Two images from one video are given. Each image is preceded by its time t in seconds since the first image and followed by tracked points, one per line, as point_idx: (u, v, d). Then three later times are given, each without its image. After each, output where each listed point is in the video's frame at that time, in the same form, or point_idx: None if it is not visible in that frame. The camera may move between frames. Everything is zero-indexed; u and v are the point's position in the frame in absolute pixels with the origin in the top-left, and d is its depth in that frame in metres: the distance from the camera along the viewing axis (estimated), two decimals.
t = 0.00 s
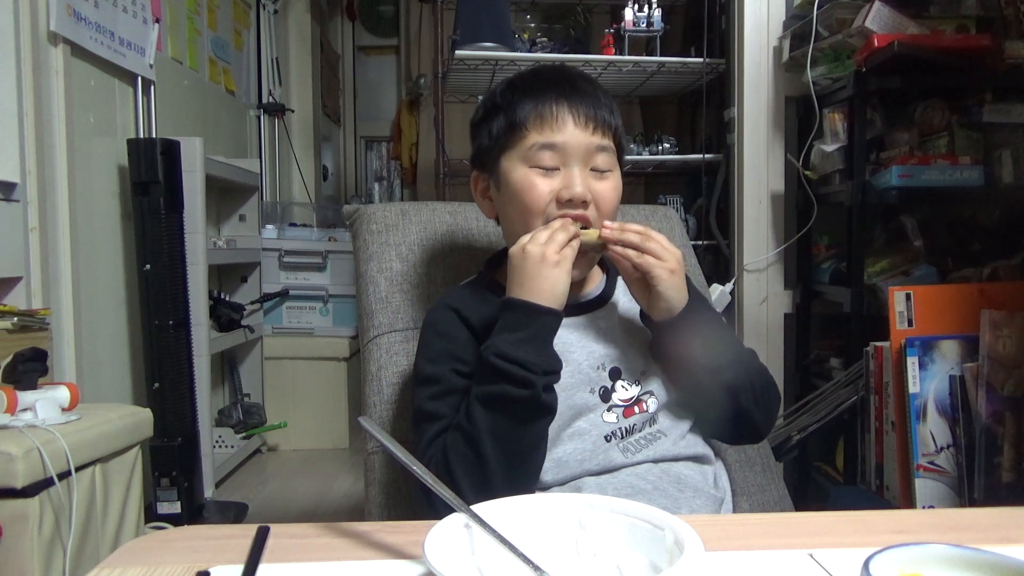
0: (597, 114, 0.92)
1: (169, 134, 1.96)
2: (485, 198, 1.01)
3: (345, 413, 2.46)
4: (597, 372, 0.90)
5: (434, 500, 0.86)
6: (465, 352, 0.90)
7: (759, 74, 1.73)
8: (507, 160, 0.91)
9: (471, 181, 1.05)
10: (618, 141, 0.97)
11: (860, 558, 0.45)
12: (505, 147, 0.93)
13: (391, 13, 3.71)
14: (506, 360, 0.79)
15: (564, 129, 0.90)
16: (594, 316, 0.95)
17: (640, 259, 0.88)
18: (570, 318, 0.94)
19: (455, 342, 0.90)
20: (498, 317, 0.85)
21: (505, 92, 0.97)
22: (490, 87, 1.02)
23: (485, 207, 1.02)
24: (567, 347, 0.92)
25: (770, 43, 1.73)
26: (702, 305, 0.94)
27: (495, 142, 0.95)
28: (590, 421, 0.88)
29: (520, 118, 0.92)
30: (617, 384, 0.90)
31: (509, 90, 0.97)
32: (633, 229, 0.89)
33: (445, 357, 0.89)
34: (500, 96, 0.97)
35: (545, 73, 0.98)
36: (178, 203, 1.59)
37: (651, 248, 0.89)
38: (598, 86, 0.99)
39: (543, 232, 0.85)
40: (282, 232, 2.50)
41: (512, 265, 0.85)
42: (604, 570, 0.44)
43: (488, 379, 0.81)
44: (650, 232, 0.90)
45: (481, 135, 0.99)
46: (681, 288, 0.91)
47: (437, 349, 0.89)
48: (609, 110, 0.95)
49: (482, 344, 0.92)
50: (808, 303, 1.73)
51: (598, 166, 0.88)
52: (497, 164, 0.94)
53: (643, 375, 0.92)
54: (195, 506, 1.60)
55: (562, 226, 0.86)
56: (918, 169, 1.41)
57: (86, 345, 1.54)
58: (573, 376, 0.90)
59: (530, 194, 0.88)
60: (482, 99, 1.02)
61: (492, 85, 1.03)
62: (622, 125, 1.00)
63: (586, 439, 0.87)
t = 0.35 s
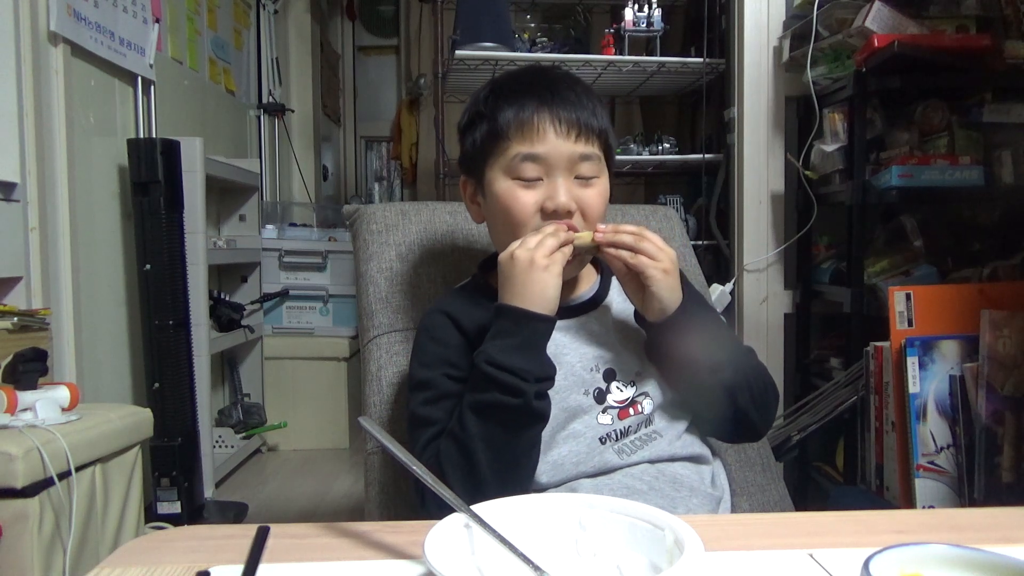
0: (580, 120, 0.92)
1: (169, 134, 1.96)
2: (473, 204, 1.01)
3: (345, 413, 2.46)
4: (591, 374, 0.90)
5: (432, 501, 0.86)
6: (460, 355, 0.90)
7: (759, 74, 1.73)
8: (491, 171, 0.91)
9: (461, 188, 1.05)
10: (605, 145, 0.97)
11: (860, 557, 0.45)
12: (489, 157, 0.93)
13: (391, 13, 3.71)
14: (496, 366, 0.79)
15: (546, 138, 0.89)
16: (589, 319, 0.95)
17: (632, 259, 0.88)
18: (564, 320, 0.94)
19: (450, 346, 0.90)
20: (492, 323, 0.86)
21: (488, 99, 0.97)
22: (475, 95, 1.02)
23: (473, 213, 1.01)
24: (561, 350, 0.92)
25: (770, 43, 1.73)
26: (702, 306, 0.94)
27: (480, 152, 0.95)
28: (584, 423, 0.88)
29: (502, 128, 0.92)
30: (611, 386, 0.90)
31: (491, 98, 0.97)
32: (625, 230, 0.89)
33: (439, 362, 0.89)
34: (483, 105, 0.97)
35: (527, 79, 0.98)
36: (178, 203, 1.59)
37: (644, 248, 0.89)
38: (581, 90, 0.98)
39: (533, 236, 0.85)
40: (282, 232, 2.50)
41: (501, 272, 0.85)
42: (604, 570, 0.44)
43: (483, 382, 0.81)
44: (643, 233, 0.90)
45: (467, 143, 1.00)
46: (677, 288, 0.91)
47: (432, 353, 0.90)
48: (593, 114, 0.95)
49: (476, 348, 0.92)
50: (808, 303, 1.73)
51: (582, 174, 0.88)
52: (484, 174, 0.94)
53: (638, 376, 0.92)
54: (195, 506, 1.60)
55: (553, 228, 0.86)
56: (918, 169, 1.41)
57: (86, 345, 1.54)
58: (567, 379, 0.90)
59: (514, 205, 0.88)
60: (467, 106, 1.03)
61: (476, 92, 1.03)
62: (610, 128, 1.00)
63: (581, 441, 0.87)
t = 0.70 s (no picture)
0: (569, 117, 0.92)
1: (169, 134, 1.96)
2: (470, 207, 1.01)
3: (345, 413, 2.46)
4: (590, 375, 0.91)
5: (431, 502, 0.86)
6: (460, 356, 0.90)
7: (759, 74, 1.73)
8: (484, 173, 0.91)
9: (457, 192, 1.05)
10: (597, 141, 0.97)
11: (860, 557, 0.45)
12: (482, 158, 0.93)
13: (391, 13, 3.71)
14: (493, 369, 0.80)
15: (535, 136, 0.89)
16: (587, 321, 0.96)
17: (627, 267, 0.88)
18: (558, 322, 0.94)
19: (449, 347, 0.90)
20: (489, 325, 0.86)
21: (477, 102, 0.97)
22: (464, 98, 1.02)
23: (471, 216, 1.02)
24: (558, 351, 0.92)
25: (770, 44, 1.73)
26: (702, 307, 0.95)
27: (473, 153, 0.95)
28: (583, 424, 0.88)
29: (491, 129, 0.92)
30: (610, 388, 0.90)
31: (480, 99, 0.97)
32: (622, 237, 0.89)
33: (437, 363, 0.89)
34: (473, 107, 0.98)
35: (515, 79, 0.98)
36: (178, 203, 1.59)
37: (641, 257, 0.89)
38: (569, 86, 0.98)
39: (527, 239, 0.85)
40: (282, 232, 2.50)
41: (496, 275, 0.85)
42: (604, 570, 0.44)
43: (481, 383, 0.81)
44: (641, 242, 0.90)
45: (460, 146, 1.00)
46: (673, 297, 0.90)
47: (431, 354, 0.90)
48: (583, 111, 0.95)
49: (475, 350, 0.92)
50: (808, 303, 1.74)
51: (574, 170, 0.88)
52: (477, 176, 0.94)
53: (637, 378, 0.92)
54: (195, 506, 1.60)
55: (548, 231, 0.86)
56: (918, 169, 1.41)
57: (87, 345, 1.54)
58: (565, 381, 0.90)
59: (507, 204, 0.88)
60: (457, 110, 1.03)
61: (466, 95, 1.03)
62: (601, 124, 1.00)
63: (580, 442, 0.87)
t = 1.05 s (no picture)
0: (565, 118, 0.92)
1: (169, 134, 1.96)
2: (467, 208, 1.01)
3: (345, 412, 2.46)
4: (589, 373, 0.91)
5: (430, 502, 0.86)
6: (458, 356, 0.90)
7: (759, 74, 1.73)
8: (481, 174, 0.91)
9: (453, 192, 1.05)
10: (593, 142, 0.97)
11: (860, 557, 0.45)
12: (480, 159, 0.93)
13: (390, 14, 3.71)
14: (489, 362, 0.80)
15: (533, 137, 0.89)
16: (587, 320, 0.96)
17: (625, 267, 0.88)
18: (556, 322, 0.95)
19: (448, 347, 0.90)
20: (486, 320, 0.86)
21: (475, 102, 0.97)
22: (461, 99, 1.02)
23: (468, 217, 1.01)
24: (556, 350, 0.93)
25: (771, 43, 1.73)
26: (700, 308, 0.95)
27: (470, 154, 0.95)
28: (583, 423, 0.88)
29: (489, 130, 0.92)
30: (609, 387, 0.91)
31: (477, 101, 0.97)
32: (620, 238, 0.89)
33: (436, 363, 0.89)
34: (469, 109, 0.97)
35: (511, 80, 0.98)
36: (178, 203, 1.59)
37: (639, 258, 0.89)
38: (566, 88, 0.98)
39: (525, 236, 0.85)
40: (282, 232, 2.50)
41: (493, 272, 0.86)
42: (603, 570, 0.44)
43: (481, 383, 0.81)
44: (640, 243, 0.90)
45: (457, 146, 1.00)
46: (672, 298, 0.90)
47: (430, 354, 0.89)
48: (579, 112, 0.95)
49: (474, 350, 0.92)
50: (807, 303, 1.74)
51: (571, 172, 0.88)
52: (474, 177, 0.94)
53: (636, 377, 0.92)
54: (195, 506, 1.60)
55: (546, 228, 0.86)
56: (918, 169, 1.41)
57: (87, 345, 1.54)
58: (564, 380, 0.90)
59: (506, 205, 0.88)
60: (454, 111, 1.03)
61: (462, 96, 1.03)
62: (597, 126, 1.00)
63: (579, 441, 0.87)
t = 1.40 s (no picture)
0: (563, 121, 0.92)
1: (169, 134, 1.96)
2: (466, 211, 1.01)
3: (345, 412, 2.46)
4: (588, 375, 0.91)
5: (430, 503, 0.86)
6: (458, 358, 0.90)
7: (759, 74, 1.73)
8: (480, 180, 0.91)
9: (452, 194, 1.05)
10: (591, 143, 0.97)
11: (860, 557, 0.45)
12: (478, 165, 0.93)
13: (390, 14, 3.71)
14: (490, 367, 0.80)
15: (531, 142, 0.89)
16: (586, 322, 0.96)
17: (627, 268, 0.88)
18: (558, 323, 0.95)
19: (448, 349, 0.90)
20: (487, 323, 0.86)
21: (471, 106, 0.97)
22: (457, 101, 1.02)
23: (467, 220, 1.02)
24: (556, 353, 0.93)
25: (771, 43, 1.73)
26: (699, 308, 0.95)
27: (468, 159, 0.95)
28: (582, 425, 0.88)
29: (486, 136, 0.92)
30: (609, 388, 0.91)
31: (473, 104, 0.97)
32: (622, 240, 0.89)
33: (436, 364, 0.89)
34: (466, 112, 0.97)
35: (508, 83, 0.98)
36: (178, 203, 1.59)
37: (640, 260, 0.88)
38: (563, 89, 0.98)
39: (526, 240, 0.85)
40: (282, 232, 2.51)
41: (494, 275, 0.86)
42: (604, 570, 0.44)
43: (481, 384, 0.81)
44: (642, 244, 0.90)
45: (454, 150, 0.99)
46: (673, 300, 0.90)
47: (429, 355, 0.89)
48: (577, 114, 0.95)
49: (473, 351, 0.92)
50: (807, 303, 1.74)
51: (570, 176, 0.88)
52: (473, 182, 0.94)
53: (635, 379, 0.92)
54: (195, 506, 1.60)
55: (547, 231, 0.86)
56: (918, 169, 1.41)
57: (87, 345, 1.54)
58: (564, 382, 0.90)
59: (506, 211, 0.88)
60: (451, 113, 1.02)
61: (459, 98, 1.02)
62: (595, 125, 0.99)
63: (579, 442, 0.87)
